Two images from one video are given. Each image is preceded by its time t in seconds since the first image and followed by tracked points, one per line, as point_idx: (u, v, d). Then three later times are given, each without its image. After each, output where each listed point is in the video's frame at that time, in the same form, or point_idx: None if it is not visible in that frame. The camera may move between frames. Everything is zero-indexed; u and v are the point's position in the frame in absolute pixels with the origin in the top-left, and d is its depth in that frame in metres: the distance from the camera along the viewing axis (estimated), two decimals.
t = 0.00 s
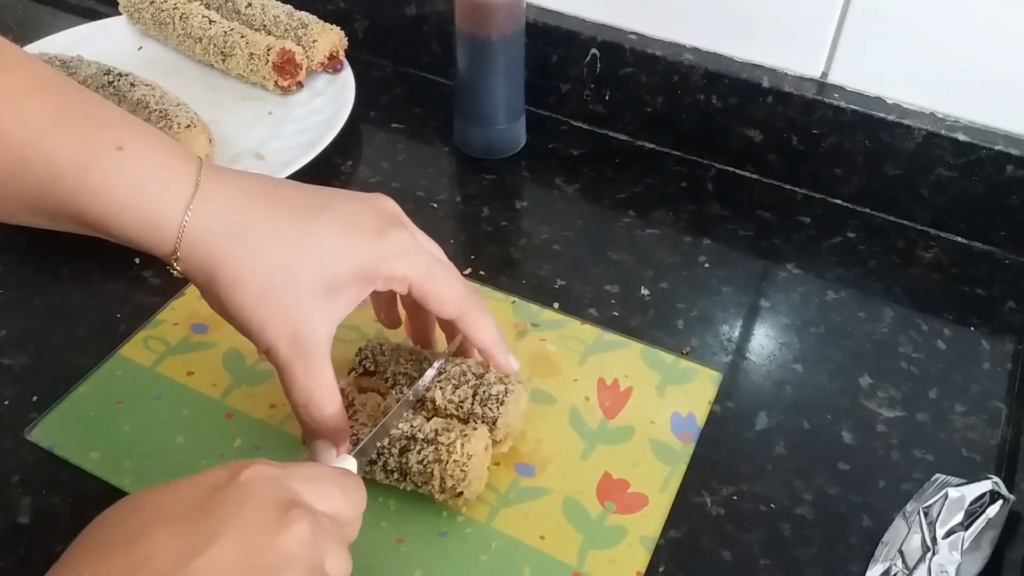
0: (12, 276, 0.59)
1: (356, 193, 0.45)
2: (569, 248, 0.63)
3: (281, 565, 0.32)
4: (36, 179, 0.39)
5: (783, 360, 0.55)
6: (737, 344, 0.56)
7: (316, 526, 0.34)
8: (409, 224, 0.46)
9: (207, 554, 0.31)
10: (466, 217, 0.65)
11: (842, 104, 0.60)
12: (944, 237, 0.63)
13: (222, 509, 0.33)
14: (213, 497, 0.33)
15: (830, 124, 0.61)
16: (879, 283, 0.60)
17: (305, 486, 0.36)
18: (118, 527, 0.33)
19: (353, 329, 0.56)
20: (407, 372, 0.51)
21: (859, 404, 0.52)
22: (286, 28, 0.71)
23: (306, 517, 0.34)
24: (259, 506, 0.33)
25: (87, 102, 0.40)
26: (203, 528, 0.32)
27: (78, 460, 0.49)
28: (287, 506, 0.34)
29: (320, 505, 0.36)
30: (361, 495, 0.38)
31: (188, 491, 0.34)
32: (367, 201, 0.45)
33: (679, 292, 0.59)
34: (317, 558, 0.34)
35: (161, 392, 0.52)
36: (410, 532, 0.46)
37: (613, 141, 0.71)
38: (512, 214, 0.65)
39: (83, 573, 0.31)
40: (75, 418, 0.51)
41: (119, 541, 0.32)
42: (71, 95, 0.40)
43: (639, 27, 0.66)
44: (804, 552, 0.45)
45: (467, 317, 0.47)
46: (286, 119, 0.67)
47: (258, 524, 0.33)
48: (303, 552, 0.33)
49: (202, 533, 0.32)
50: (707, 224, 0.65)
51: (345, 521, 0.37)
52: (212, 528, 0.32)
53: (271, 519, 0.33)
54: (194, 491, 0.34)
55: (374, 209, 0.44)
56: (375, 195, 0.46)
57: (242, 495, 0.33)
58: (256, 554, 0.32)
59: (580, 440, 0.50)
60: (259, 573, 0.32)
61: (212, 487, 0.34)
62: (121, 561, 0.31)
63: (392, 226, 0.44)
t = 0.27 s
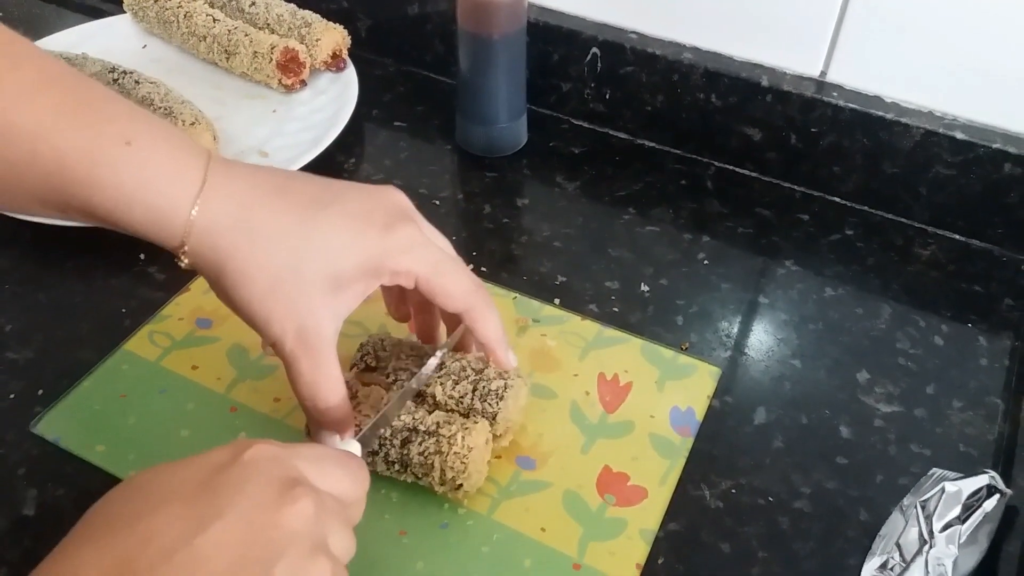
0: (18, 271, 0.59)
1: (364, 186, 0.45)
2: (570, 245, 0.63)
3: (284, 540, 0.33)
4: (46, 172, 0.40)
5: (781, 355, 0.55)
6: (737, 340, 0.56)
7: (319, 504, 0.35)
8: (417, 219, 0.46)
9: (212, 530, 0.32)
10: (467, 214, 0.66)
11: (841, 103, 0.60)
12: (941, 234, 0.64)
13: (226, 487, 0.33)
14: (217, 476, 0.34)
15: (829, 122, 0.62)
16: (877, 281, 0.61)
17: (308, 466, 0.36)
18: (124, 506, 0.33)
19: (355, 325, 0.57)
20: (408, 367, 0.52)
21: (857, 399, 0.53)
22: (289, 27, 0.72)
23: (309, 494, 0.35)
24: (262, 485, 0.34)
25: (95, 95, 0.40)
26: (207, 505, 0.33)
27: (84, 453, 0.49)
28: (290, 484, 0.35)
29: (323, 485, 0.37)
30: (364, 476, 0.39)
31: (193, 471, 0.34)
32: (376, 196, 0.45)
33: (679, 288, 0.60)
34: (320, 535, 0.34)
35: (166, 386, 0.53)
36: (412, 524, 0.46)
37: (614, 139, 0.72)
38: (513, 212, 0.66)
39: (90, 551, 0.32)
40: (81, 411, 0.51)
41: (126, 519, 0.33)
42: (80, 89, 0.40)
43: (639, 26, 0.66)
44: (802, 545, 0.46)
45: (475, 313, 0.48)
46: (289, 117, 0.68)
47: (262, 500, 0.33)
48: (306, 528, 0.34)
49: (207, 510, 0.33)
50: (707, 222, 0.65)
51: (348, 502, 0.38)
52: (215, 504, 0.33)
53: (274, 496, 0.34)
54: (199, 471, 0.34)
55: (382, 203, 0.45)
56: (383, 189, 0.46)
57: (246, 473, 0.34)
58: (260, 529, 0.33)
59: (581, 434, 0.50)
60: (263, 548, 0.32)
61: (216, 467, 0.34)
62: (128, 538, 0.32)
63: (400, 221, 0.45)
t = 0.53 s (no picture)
0: (20, 267, 0.59)
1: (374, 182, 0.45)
2: (570, 243, 0.63)
3: (289, 533, 0.33)
4: (49, 157, 0.39)
5: (781, 353, 0.55)
6: (736, 338, 0.56)
7: (323, 497, 0.35)
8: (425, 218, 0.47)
9: (218, 522, 0.32)
10: (468, 212, 0.66)
11: (841, 102, 0.61)
12: (941, 233, 0.64)
13: (232, 480, 0.34)
14: (223, 469, 0.34)
15: (830, 121, 0.62)
16: (877, 279, 0.61)
17: (312, 461, 0.37)
18: (131, 498, 0.34)
19: (356, 321, 0.57)
20: (410, 363, 0.52)
21: (856, 396, 0.53)
22: (291, 25, 0.72)
23: (314, 488, 0.35)
24: (267, 478, 0.34)
25: (100, 78, 0.39)
26: (213, 498, 0.33)
27: (86, 448, 0.49)
28: (295, 478, 0.35)
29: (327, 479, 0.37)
30: (367, 471, 0.39)
31: (198, 463, 0.35)
32: (386, 194, 0.45)
33: (679, 286, 0.60)
34: (325, 528, 0.35)
35: (168, 381, 0.53)
36: (413, 520, 0.47)
37: (614, 137, 0.72)
38: (514, 209, 0.66)
39: (97, 541, 0.32)
40: (83, 406, 0.51)
41: (132, 511, 0.33)
42: (87, 72, 0.39)
43: (640, 24, 0.66)
44: (802, 542, 0.46)
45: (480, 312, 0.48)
46: (291, 115, 0.68)
47: (267, 494, 0.34)
48: (311, 521, 0.34)
49: (213, 502, 0.33)
50: (707, 220, 0.65)
51: (351, 497, 0.38)
52: (221, 497, 0.33)
53: (279, 490, 0.34)
54: (204, 463, 0.35)
55: (391, 202, 0.45)
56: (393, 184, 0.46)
57: (252, 467, 0.35)
58: (264, 522, 0.33)
59: (581, 430, 0.51)
60: (268, 540, 0.33)
61: (222, 459, 0.35)
62: (135, 528, 0.32)
63: (409, 221, 0.45)
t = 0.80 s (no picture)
0: (23, 273, 0.59)
1: (380, 218, 0.46)
2: (573, 249, 0.63)
3: (294, 533, 0.34)
4: (54, 209, 0.40)
5: (784, 361, 0.55)
6: (740, 345, 0.56)
7: (327, 499, 0.36)
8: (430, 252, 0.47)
9: (223, 524, 0.33)
10: (471, 217, 0.66)
11: (845, 108, 0.60)
12: (946, 240, 0.64)
13: (238, 483, 0.35)
14: (228, 472, 0.35)
15: (834, 127, 0.62)
16: (881, 286, 0.61)
17: (317, 465, 0.37)
18: (137, 497, 0.34)
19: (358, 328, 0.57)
20: (410, 372, 0.51)
21: (860, 405, 0.53)
22: (294, 29, 0.72)
23: (318, 491, 0.36)
24: (273, 481, 0.35)
25: (106, 126, 0.40)
26: (219, 499, 0.34)
27: (88, 456, 0.49)
28: (299, 480, 0.36)
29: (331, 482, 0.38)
30: (370, 475, 0.40)
31: (204, 467, 0.35)
32: (393, 231, 0.46)
33: (682, 293, 0.60)
34: (328, 530, 0.36)
35: (170, 389, 0.53)
36: (414, 529, 0.46)
37: (618, 142, 0.72)
38: (516, 215, 0.66)
39: (103, 541, 0.33)
40: (85, 414, 0.51)
41: (138, 511, 0.34)
42: (92, 119, 0.39)
43: (643, 30, 0.66)
44: (805, 552, 0.46)
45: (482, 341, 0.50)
46: (293, 120, 0.68)
47: (273, 496, 0.35)
48: (315, 522, 0.35)
49: (218, 504, 0.34)
50: (710, 226, 0.65)
51: (355, 500, 0.39)
52: (227, 499, 0.34)
53: (284, 492, 0.35)
54: (210, 466, 0.35)
55: (399, 239, 0.46)
56: (399, 217, 0.47)
57: (257, 470, 0.35)
58: (269, 522, 0.34)
59: (583, 439, 0.50)
60: (273, 540, 0.34)
61: (228, 462, 0.36)
62: (142, 528, 0.33)
63: (416, 258, 0.46)
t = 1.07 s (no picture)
0: (27, 277, 0.60)
1: (388, 220, 0.46)
2: (575, 254, 0.64)
3: (307, 516, 0.34)
4: (63, 210, 0.40)
5: (786, 366, 0.55)
6: (741, 350, 0.56)
7: (338, 485, 0.36)
8: (438, 255, 0.48)
9: (240, 504, 0.33)
10: (473, 223, 0.66)
11: (847, 114, 0.61)
12: (947, 246, 0.64)
13: (251, 468, 0.35)
14: (241, 458, 0.35)
15: (835, 133, 0.62)
16: (882, 291, 0.61)
17: (329, 453, 0.38)
18: (149, 483, 0.34)
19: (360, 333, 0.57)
20: (412, 373, 0.51)
21: (862, 410, 0.53)
22: (297, 35, 0.72)
23: (329, 476, 0.36)
24: (285, 467, 0.35)
25: (117, 129, 0.40)
26: (233, 483, 0.34)
27: (92, 459, 0.49)
28: (313, 466, 0.36)
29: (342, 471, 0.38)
30: (379, 467, 0.40)
31: (215, 453, 0.35)
32: (400, 233, 0.46)
33: (684, 298, 0.60)
34: (340, 515, 0.36)
35: (173, 392, 0.53)
36: (416, 533, 0.47)
37: (620, 148, 0.72)
38: (519, 220, 0.66)
39: (117, 525, 0.32)
40: (89, 417, 0.51)
41: (151, 497, 0.33)
42: (102, 121, 0.40)
43: (645, 36, 0.66)
44: (806, 556, 0.46)
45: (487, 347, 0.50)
46: (296, 126, 0.68)
47: (286, 480, 0.35)
48: (328, 506, 0.35)
49: (232, 487, 0.34)
50: (712, 232, 0.65)
51: (365, 490, 0.39)
52: (240, 483, 0.34)
53: (298, 476, 0.35)
54: (221, 453, 0.35)
55: (406, 241, 0.46)
56: (407, 218, 0.47)
57: (269, 456, 0.35)
58: (283, 505, 0.34)
59: (585, 443, 0.50)
60: (287, 522, 0.34)
61: (239, 450, 0.36)
62: (156, 510, 0.33)
63: (423, 260, 0.46)
